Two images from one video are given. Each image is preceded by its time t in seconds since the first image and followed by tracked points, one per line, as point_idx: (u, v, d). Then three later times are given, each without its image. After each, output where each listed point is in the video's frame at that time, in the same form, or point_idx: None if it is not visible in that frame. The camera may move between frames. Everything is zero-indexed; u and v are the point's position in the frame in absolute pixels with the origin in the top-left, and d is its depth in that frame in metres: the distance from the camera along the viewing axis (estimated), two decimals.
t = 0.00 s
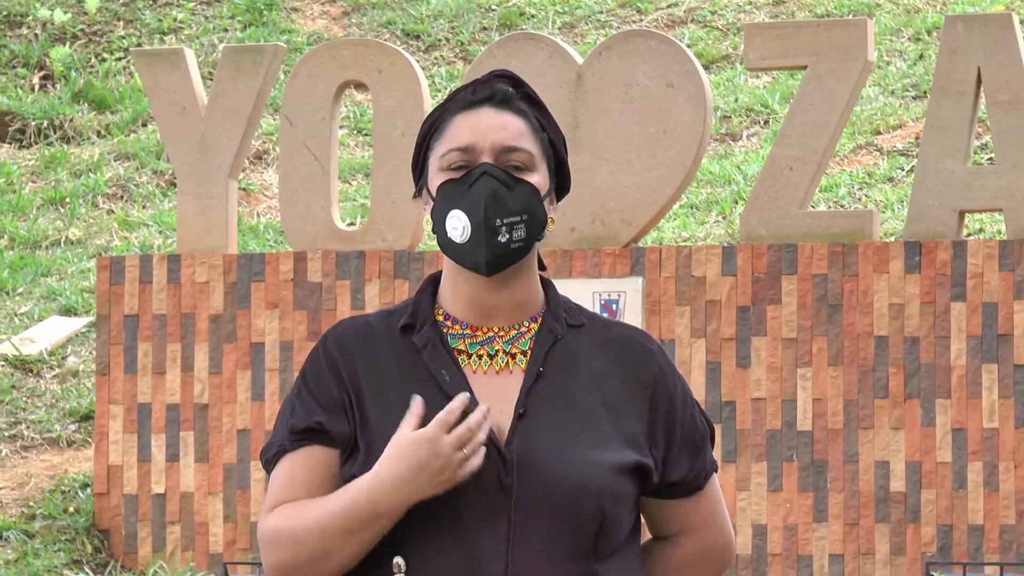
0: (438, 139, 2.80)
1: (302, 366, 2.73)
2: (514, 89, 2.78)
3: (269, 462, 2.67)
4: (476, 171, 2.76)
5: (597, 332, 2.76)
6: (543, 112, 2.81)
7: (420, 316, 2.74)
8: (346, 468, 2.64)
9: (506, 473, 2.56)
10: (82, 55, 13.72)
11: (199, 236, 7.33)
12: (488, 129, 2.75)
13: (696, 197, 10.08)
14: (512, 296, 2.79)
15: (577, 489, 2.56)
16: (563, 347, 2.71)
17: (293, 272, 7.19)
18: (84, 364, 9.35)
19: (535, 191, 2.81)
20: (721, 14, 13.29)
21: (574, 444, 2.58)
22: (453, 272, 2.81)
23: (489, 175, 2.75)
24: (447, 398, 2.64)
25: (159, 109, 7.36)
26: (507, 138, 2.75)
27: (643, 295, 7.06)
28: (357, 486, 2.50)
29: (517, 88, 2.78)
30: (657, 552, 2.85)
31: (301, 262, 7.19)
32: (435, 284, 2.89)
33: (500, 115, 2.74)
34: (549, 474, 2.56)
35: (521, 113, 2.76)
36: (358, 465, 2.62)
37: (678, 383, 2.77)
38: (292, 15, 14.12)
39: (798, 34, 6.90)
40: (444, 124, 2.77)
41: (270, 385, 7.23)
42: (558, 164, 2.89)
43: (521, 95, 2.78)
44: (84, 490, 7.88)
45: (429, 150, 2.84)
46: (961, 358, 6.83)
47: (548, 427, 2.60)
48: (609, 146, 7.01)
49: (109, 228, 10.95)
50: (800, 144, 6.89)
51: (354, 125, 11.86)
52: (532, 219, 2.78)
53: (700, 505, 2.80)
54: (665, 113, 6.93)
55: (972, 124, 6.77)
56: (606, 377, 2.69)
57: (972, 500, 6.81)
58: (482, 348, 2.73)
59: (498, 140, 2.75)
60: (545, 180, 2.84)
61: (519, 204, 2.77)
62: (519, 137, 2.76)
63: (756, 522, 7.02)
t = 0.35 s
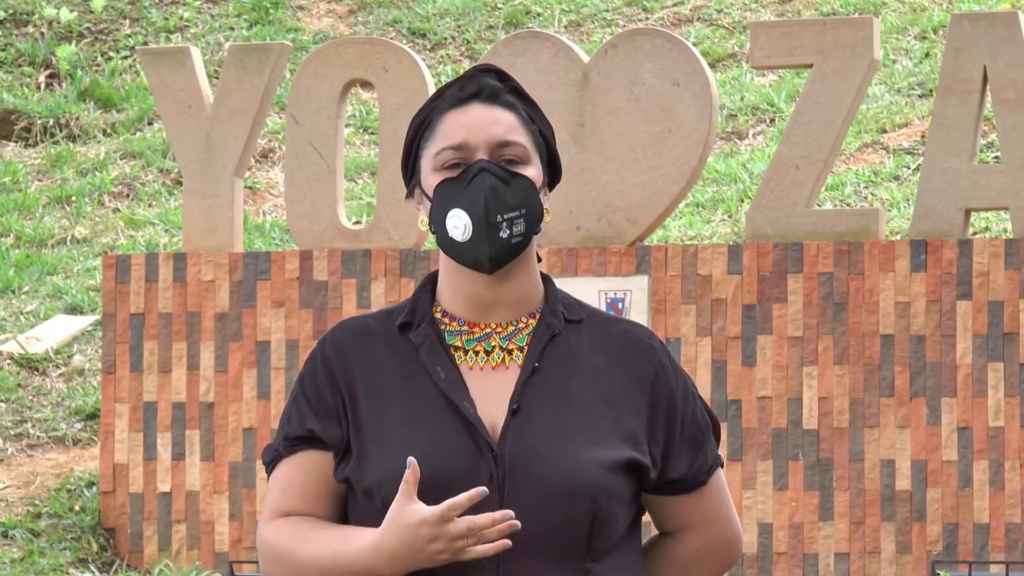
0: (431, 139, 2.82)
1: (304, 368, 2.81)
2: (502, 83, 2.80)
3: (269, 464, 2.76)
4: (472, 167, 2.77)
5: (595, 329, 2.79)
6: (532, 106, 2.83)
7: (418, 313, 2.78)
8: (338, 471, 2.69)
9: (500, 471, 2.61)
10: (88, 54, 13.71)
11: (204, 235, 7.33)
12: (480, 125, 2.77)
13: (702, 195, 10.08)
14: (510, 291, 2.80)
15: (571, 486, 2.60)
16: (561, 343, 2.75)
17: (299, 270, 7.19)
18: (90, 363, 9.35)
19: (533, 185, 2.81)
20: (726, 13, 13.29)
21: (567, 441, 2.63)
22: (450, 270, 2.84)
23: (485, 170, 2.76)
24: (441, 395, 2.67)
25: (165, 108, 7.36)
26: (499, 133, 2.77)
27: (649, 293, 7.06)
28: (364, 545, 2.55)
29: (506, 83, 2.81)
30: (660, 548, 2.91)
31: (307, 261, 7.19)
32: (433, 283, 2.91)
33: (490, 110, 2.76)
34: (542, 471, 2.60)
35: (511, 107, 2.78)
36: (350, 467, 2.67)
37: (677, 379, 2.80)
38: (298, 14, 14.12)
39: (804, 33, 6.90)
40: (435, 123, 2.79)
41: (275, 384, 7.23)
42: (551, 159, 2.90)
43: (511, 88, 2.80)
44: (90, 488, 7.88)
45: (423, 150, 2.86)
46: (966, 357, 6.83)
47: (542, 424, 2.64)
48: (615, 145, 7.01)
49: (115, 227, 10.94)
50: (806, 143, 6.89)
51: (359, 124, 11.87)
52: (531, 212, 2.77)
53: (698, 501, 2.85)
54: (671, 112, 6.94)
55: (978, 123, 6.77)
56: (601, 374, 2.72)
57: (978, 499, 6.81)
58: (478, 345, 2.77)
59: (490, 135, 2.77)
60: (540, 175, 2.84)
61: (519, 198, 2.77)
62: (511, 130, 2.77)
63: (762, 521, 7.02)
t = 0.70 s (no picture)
0: (420, 145, 2.81)
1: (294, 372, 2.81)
2: (493, 90, 2.80)
3: (261, 471, 2.78)
4: (461, 177, 2.77)
5: (584, 328, 2.79)
6: (524, 113, 2.83)
7: (406, 317, 2.79)
8: (329, 474, 2.70)
9: (489, 470, 2.60)
10: (84, 54, 13.70)
11: (200, 236, 7.33)
12: (469, 133, 2.76)
13: (698, 195, 10.09)
14: (498, 294, 2.81)
15: (560, 483, 2.60)
16: (549, 343, 2.75)
17: (295, 271, 7.19)
18: (86, 363, 9.35)
19: (522, 194, 2.81)
20: (723, 13, 13.30)
21: (557, 439, 2.63)
22: (438, 273, 2.84)
23: (473, 180, 2.76)
24: (430, 398, 2.67)
25: (161, 108, 7.36)
26: (489, 141, 2.77)
27: (645, 294, 7.07)
28: (360, 543, 2.56)
29: (498, 89, 2.81)
30: (654, 547, 2.90)
31: (303, 261, 7.19)
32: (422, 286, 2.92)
33: (480, 118, 2.76)
34: (532, 469, 2.61)
35: (502, 114, 2.78)
36: (341, 470, 2.67)
37: (667, 377, 2.80)
38: (294, 14, 14.12)
39: (801, 33, 6.90)
40: (426, 128, 2.79)
41: (271, 385, 7.23)
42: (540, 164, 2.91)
43: (502, 96, 2.80)
44: (86, 489, 7.88)
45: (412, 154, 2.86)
46: (962, 358, 6.83)
47: (531, 423, 2.65)
48: (611, 145, 7.02)
49: (111, 227, 10.94)
50: (803, 144, 6.89)
51: (356, 124, 11.87)
52: (519, 221, 2.77)
53: (691, 499, 2.84)
54: (667, 112, 6.93)
55: (974, 123, 6.77)
56: (591, 372, 2.72)
57: (973, 500, 6.81)
58: (467, 346, 2.77)
59: (480, 143, 2.77)
60: (530, 182, 2.84)
61: (506, 208, 2.77)
62: (501, 138, 2.78)
63: (758, 521, 7.02)
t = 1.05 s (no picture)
0: (413, 147, 2.81)
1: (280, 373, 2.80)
2: (489, 96, 2.81)
3: (247, 471, 2.77)
4: (453, 182, 2.77)
5: (571, 332, 2.81)
6: (517, 120, 2.84)
7: (394, 318, 2.78)
8: (319, 474, 2.69)
9: (481, 472, 2.61)
10: (73, 56, 13.69)
11: (189, 238, 7.32)
12: (464, 138, 2.77)
13: (686, 198, 10.09)
14: (487, 297, 2.82)
15: (551, 485, 2.61)
16: (538, 346, 2.76)
17: (284, 273, 7.19)
18: (74, 365, 9.35)
19: (512, 202, 2.82)
20: (711, 16, 13.30)
21: (548, 442, 2.64)
22: (426, 275, 2.84)
23: (465, 186, 2.77)
24: (420, 399, 2.67)
25: (150, 110, 7.36)
26: (483, 147, 2.77)
27: (634, 296, 7.06)
28: (355, 542, 2.56)
29: (493, 96, 2.82)
30: (639, 551, 2.92)
31: (292, 263, 7.19)
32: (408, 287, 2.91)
33: (475, 123, 2.77)
34: (524, 472, 2.61)
35: (496, 121, 2.79)
36: (332, 470, 2.66)
37: (652, 380, 2.82)
38: (283, 15, 14.12)
39: (789, 35, 6.90)
40: (420, 131, 2.79)
41: (260, 386, 7.23)
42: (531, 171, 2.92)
43: (497, 103, 2.81)
44: (73, 491, 7.88)
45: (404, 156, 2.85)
46: (951, 360, 6.83)
47: (523, 425, 2.65)
48: (600, 147, 7.02)
49: (100, 229, 10.93)
50: (791, 146, 6.89)
51: (344, 125, 11.88)
52: (508, 230, 2.79)
53: (677, 501, 2.86)
54: (657, 114, 6.93)
55: (963, 126, 6.77)
56: (580, 376, 2.74)
57: (962, 501, 6.81)
58: (456, 349, 2.77)
59: (473, 149, 2.77)
60: (521, 191, 2.85)
61: (496, 217, 2.78)
62: (495, 145, 2.78)
63: (746, 523, 7.02)
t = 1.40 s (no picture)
0: (412, 141, 2.77)
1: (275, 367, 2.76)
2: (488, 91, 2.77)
3: (239, 464, 2.71)
4: (454, 176, 2.73)
5: (567, 330, 2.78)
6: (517, 116, 2.80)
7: (390, 314, 2.74)
8: (316, 468, 2.65)
9: (477, 469, 2.57)
10: (66, 51, 13.69)
11: (182, 233, 7.32)
12: (464, 132, 2.73)
13: (680, 193, 10.09)
14: (484, 294, 2.78)
15: (547, 483, 2.58)
16: (534, 344, 2.73)
17: (277, 268, 7.20)
18: (68, 360, 9.37)
19: (513, 198, 2.78)
20: (705, 11, 13.30)
21: (544, 440, 2.60)
22: (423, 269, 2.80)
23: (466, 180, 2.73)
24: (416, 395, 2.63)
25: (143, 105, 7.35)
26: (483, 141, 2.73)
27: (627, 291, 7.06)
28: (352, 536, 2.50)
29: (492, 91, 2.78)
30: (631, 548, 2.90)
31: (286, 258, 7.20)
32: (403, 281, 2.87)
33: (475, 117, 2.73)
34: (520, 470, 2.58)
35: (495, 115, 2.75)
36: (329, 465, 2.62)
37: (647, 379, 2.79)
38: (277, 11, 14.12)
39: (783, 30, 6.90)
40: (419, 125, 2.75)
41: (254, 381, 7.23)
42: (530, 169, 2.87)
43: (497, 98, 2.77)
44: (68, 486, 7.89)
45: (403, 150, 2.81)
46: (945, 355, 6.83)
47: (519, 423, 2.62)
48: (594, 142, 7.01)
49: (94, 224, 10.94)
50: (785, 142, 6.88)
51: (338, 121, 11.89)
52: (508, 225, 2.74)
53: (671, 499, 2.84)
54: (650, 110, 6.93)
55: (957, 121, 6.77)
56: (576, 374, 2.70)
57: (956, 497, 6.81)
58: (452, 345, 2.74)
59: (473, 143, 2.73)
60: (521, 187, 2.81)
61: (497, 212, 2.73)
62: (494, 139, 2.74)
63: (740, 519, 7.03)
